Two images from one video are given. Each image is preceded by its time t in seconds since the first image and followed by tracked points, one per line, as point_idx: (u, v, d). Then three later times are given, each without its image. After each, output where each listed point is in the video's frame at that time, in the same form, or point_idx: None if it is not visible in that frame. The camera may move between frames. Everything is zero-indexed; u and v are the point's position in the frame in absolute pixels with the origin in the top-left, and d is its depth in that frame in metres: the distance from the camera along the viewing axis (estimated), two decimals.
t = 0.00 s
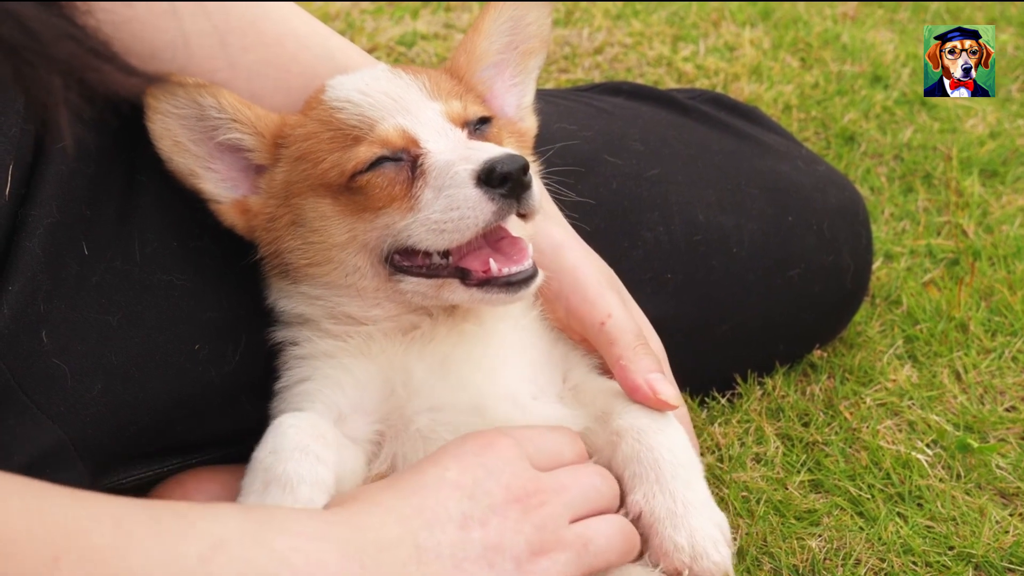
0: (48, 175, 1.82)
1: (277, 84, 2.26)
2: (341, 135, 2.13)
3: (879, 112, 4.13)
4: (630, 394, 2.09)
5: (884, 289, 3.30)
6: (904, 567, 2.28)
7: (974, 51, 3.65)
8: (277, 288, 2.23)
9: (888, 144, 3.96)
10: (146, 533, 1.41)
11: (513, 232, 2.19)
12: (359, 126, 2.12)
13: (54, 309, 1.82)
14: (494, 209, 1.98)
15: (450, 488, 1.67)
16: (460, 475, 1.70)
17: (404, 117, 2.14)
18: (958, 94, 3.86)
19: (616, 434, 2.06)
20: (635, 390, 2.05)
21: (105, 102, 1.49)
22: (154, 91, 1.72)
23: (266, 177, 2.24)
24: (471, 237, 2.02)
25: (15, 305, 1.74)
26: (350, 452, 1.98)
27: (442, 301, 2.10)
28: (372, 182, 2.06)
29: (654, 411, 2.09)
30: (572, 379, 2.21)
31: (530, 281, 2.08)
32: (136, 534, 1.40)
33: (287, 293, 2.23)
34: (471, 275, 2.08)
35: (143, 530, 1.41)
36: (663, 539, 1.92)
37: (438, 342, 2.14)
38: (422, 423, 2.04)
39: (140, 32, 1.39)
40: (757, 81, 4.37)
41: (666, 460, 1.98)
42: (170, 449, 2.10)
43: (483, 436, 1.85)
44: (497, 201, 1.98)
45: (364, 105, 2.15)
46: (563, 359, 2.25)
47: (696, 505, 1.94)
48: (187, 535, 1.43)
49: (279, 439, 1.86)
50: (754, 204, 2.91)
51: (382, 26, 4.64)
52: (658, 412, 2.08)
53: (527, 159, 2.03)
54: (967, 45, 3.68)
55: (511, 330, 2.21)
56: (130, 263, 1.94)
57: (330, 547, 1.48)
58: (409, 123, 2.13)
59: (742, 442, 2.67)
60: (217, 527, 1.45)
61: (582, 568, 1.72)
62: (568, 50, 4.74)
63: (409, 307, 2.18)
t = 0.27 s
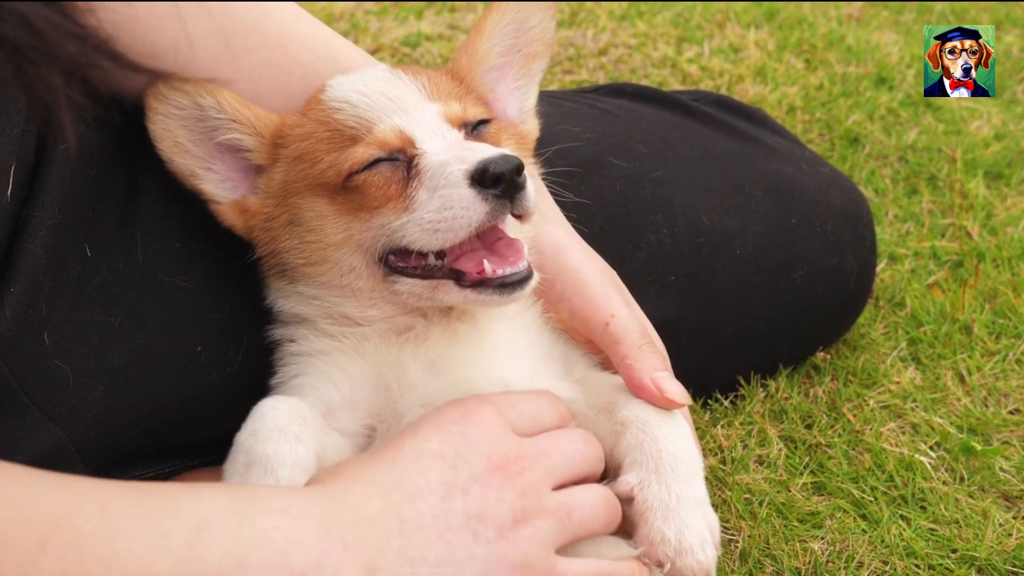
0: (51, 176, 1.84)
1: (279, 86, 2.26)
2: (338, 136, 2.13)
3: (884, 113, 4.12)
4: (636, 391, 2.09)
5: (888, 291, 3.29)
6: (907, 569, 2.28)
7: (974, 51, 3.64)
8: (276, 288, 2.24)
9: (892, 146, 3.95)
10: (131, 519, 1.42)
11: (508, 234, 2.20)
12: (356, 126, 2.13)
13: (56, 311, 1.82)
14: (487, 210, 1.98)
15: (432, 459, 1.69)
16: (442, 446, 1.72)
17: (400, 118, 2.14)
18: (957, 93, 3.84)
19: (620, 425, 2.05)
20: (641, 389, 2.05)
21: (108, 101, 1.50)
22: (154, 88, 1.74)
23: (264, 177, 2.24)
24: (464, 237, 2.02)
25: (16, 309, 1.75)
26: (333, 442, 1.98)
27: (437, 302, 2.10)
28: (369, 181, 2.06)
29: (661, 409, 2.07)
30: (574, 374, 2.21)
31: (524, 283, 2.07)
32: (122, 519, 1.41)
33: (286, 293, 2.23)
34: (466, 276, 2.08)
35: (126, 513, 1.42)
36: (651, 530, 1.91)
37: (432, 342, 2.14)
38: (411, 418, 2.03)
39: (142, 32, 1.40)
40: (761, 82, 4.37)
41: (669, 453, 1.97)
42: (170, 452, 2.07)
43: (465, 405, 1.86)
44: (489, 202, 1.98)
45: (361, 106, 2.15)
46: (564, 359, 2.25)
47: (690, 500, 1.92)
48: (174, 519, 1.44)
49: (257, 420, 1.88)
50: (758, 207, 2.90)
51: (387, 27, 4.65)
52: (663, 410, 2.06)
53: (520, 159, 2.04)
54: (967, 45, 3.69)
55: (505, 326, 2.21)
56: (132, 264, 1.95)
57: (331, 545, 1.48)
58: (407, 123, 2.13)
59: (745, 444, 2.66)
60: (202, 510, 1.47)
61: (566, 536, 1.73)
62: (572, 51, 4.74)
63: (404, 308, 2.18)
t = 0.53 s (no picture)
0: (54, 176, 1.86)
1: (281, 87, 2.26)
2: (340, 137, 2.14)
3: (888, 115, 4.11)
4: (646, 383, 2.08)
5: (891, 293, 3.29)
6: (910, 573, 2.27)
7: (975, 51, 3.67)
8: (277, 289, 2.23)
9: (896, 148, 3.94)
10: (160, 494, 1.41)
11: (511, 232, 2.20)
12: (358, 129, 2.13)
13: (58, 312, 1.84)
14: (490, 210, 1.99)
15: (448, 431, 1.71)
16: (456, 419, 1.74)
17: (402, 119, 2.14)
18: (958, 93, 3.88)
19: (623, 412, 2.06)
20: (653, 380, 2.05)
21: (109, 104, 1.50)
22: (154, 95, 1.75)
23: (266, 179, 2.23)
24: (467, 238, 2.02)
25: (19, 309, 1.76)
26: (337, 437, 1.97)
27: (441, 303, 2.10)
28: (371, 182, 2.07)
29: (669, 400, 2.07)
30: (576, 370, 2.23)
31: (528, 282, 2.09)
32: (150, 494, 1.41)
33: (288, 293, 2.23)
34: (469, 277, 2.08)
35: (156, 489, 1.42)
36: (655, 518, 1.93)
37: (435, 334, 2.14)
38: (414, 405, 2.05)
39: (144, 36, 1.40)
40: (766, 84, 4.36)
41: (670, 442, 1.97)
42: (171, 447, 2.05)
43: (476, 377, 1.87)
44: (493, 201, 1.99)
45: (363, 109, 2.15)
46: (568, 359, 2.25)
47: (692, 487, 1.94)
48: (202, 492, 1.44)
49: (259, 418, 1.87)
50: (761, 209, 2.90)
51: (392, 28, 4.66)
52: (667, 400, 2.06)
53: (522, 159, 2.04)
54: (967, 45, 3.70)
55: (508, 321, 2.20)
56: (134, 265, 1.97)
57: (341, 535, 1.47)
58: (408, 125, 2.14)
59: (748, 447, 2.66)
60: (229, 482, 1.47)
61: (581, 509, 1.74)
62: (577, 53, 4.74)
63: (408, 308, 2.17)
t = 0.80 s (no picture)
0: (55, 175, 1.85)
1: (284, 88, 2.26)
2: (346, 139, 2.14)
3: (892, 116, 4.10)
4: (649, 387, 2.08)
5: (894, 294, 3.28)
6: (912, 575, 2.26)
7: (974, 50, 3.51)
8: (285, 292, 2.25)
9: (900, 149, 3.93)
10: (185, 497, 1.41)
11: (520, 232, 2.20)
12: (364, 130, 2.13)
13: (59, 311, 1.84)
14: (500, 209, 2.00)
15: (472, 446, 1.71)
16: (480, 434, 1.74)
17: (408, 119, 2.14)
18: (958, 94, 3.75)
19: (629, 426, 2.05)
20: (657, 385, 2.04)
21: (112, 104, 1.51)
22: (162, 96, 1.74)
23: (272, 182, 2.25)
24: (476, 237, 2.03)
25: (21, 308, 1.76)
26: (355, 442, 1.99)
27: (450, 303, 2.11)
28: (378, 184, 2.07)
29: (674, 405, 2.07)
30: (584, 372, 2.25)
31: (536, 281, 2.09)
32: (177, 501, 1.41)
33: (296, 297, 2.24)
34: (478, 276, 2.09)
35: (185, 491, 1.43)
36: (675, 530, 1.93)
37: (447, 338, 2.16)
38: (431, 406, 2.06)
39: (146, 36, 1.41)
40: (770, 85, 4.35)
41: (681, 454, 1.98)
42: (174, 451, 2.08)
43: (499, 395, 1.87)
44: (502, 200, 1.99)
45: (368, 110, 2.15)
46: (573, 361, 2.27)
47: (709, 495, 1.94)
48: (227, 499, 1.44)
49: (281, 429, 1.87)
50: (763, 210, 2.90)
51: (396, 28, 4.67)
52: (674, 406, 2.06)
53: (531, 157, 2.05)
54: (967, 45, 3.47)
55: (516, 323, 2.22)
56: (136, 265, 1.97)
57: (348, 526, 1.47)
58: (414, 125, 2.13)
59: (750, 448, 2.65)
60: (253, 488, 1.48)
61: (602, 525, 1.74)
62: (580, 53, 4.73)
63: (416, 309, 2.18)
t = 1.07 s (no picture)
0: (58, 178, 1.86)
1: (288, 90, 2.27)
2: (356, 141, 2.14)
3: (897, 117, 4.10)
4: (649, 392, 2.10)
5: (898, 296, 3.28)
6: None
7: (974, 51, 3.60)
8: (293, 296, 2.25)
9: (904, 150, 3.93)
10: (190, 521, 1.42)
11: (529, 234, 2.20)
12: (374, 132, 2.13)
13: (61, 311, 1.84)
14: (513, 211, 2.00)
15: (484, 481, 1.69)
16: (494, 470, 1.73)
17: (417, 122, 2.15)
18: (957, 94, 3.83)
19: (635, 439, 2.06)
20: (657, 390, 2.06)
21: (111, 105, 1.51)
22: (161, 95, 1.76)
23: (279, 184, 2.26)
24: (488, 239, 2.03)
25: (22, 309, 1.77)
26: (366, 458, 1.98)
27: (459, 305, 2.11)
28: (390, 186, 2.07)
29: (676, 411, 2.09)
30: (589, 381, 2.23)
31: (548, 284, 2.09)
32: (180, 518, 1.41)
33: (304, 300, 2.24)
34: (490, 278, 2.10)
35: (186, 516, 1.42)
36: (688, 541, 1.93)
37: (457, 348, 2.15)
38: (443, 423, 2.05)
39: (146, 37, 1.41)
40: (774, 85, 4.35)
41: (689, 463, 1.99)
42: (176, 453, 2.08)
43: (516, 433, 1.87)
44: (516, 202, 2.00)
45: (378, 111, 2.16)
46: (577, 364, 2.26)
47: (720, 504, 1.94)
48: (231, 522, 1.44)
49: (300, 448, 1.88)
50: (767, 211, 2.90)
51: (399, 29, 4.67)
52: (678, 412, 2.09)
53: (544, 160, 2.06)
54: (967, 45, 3.62)
55: (520, 333, 2.21)
56: (138, 266, 1.98)
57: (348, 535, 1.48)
58: (425, 128, 2.14)
59: (753, 450, 2.65)
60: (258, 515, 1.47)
61: (615, 563, 1.76)
62: (584, 53, 4.73)
63: (426, 313, 2.18)
